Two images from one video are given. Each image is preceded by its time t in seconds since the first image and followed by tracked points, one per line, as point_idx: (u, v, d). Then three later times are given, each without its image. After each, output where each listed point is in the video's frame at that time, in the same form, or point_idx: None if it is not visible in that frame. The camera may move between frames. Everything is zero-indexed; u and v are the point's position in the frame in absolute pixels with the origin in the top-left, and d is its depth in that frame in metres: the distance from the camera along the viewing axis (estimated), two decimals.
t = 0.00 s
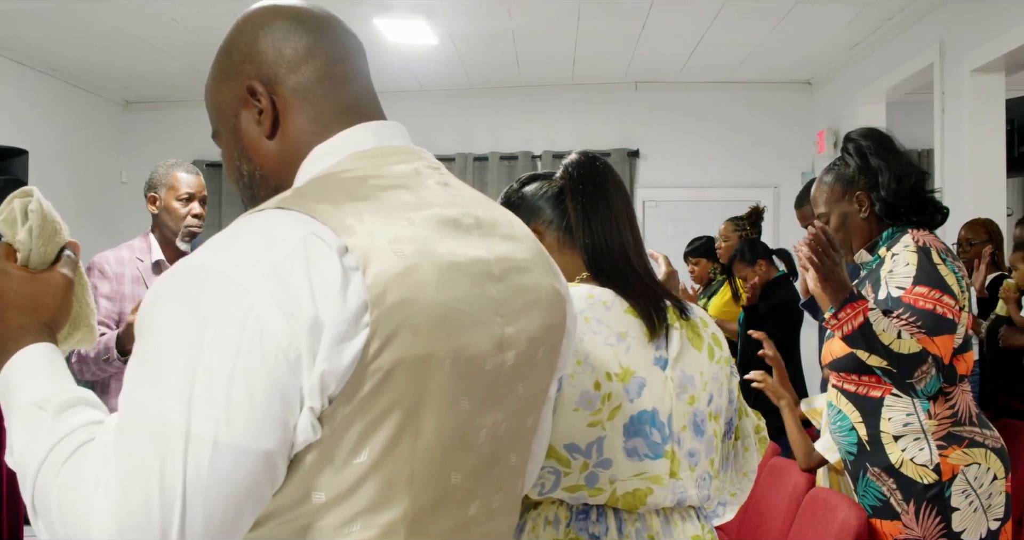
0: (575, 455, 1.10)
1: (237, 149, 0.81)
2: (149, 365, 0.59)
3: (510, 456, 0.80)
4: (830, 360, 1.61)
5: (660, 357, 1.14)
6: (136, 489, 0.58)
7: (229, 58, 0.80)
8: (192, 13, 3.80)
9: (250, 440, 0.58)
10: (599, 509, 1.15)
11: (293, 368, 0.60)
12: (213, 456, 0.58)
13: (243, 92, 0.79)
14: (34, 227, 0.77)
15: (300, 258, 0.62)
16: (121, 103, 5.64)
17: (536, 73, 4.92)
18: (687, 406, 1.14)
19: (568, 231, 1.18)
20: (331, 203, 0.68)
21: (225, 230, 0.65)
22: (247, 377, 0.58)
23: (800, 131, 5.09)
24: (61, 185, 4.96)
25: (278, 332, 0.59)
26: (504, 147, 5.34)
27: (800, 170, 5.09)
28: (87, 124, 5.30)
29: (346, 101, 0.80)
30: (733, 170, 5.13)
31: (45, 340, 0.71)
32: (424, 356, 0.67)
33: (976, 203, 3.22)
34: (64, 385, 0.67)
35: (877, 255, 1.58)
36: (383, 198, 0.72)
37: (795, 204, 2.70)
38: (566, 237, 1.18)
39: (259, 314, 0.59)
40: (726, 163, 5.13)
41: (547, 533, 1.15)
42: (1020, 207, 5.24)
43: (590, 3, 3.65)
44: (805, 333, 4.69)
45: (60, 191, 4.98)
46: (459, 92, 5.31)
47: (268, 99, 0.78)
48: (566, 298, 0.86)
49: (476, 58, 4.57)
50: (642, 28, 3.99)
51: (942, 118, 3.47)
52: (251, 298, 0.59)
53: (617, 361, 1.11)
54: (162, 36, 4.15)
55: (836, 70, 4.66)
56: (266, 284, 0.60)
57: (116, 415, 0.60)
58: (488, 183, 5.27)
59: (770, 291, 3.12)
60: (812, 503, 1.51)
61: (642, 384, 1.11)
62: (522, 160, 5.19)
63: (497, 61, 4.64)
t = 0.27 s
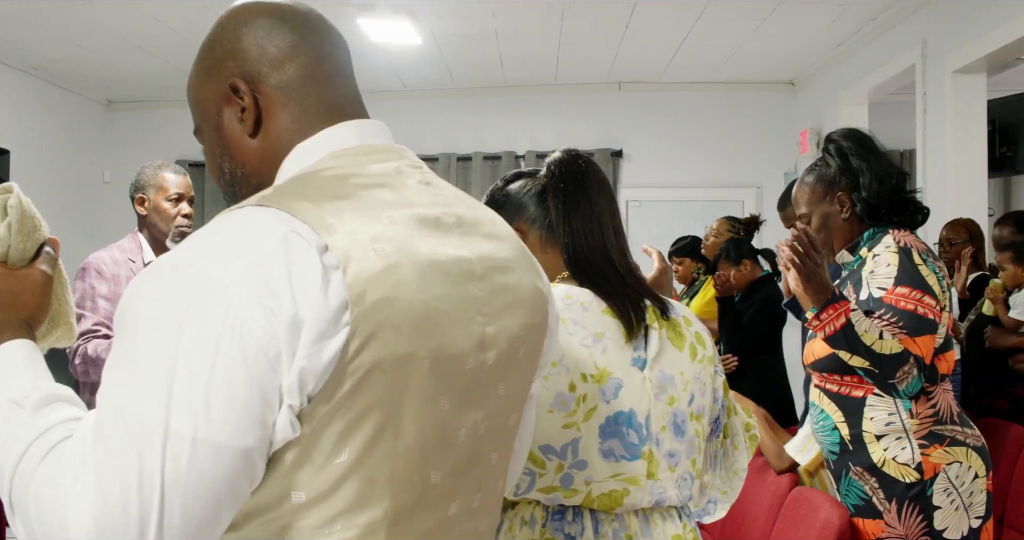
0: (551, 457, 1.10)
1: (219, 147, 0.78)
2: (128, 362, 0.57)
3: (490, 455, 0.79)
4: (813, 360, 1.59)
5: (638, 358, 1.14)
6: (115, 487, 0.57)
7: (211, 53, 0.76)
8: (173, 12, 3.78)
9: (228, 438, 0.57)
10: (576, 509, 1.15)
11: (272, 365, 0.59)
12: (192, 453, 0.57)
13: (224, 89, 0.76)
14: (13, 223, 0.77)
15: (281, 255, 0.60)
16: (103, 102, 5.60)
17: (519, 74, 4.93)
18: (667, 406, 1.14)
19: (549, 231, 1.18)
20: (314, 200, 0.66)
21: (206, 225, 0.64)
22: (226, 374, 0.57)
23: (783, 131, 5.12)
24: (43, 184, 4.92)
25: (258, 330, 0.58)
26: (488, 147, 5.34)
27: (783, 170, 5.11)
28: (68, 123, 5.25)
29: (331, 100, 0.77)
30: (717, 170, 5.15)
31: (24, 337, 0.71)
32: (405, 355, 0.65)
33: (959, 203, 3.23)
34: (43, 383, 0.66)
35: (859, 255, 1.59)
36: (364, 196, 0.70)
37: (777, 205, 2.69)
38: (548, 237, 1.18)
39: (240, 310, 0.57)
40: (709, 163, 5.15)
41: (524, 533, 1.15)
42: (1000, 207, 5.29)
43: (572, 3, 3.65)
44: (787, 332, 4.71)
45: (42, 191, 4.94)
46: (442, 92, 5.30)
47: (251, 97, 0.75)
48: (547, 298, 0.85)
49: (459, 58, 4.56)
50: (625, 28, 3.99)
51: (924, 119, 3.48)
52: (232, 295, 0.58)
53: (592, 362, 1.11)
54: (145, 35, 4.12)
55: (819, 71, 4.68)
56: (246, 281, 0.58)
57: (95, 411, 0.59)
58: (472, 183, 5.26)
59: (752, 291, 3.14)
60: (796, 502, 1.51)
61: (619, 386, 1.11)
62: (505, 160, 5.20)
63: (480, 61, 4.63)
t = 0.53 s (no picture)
0: (534, 457, 1.10)
1: (208, 141, 0.76)
2: (108, 359, 0.57)
3: (473, 457, 0.77)
4: (797, 360, 1.60)
5: (620, 357, 1.14)
6: (88, 481, 0.56)
7: (204, 45, 0.75)
8: (153, 11, 3.75)
9: (205, 436, 0.57)
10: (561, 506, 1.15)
11: (251, 363, 0.58)
12: (169, 450, 0.56)
13: (215, 84, 0.74)
14: None
15: (262, 254, 0.60)
16: (84, 102, 5.55)
17: (502, 74, 4.92)
18: (649, 404, 1.14)
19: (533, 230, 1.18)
20: (296, 200, 0.66)
21: (187, 223, 0.63)
22: (203, 372, 0.56)
23: (766, 131, 5.15)
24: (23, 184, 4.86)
25: (237, 328, 0.57)
26: (471, 147, 5.33)
27: (765, 170, 5.14)
28: (48, 123, 5.19)
29: (321, 98, 0.76)
30: (700, 170, 5.17)
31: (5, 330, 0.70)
32: (384, 356, 0.64)
33: (940, 203, 3.26)
34: (20, 376, 0.65)
35: (842, 255, 1.59)
36: (347, 196, 0.69)
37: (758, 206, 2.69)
38: (530, 236, 1.18)
39: (221, 308, 0.57)
40: (692, 163, 5.17)
41: (511, 530, 1.15)
42: (981, 207, 5.33)
43: (554, 3, 3.66)
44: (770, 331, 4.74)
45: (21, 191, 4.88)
46: (426, 92, 5.29)
47: (241, 93, 0.73)
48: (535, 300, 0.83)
49: (442, 57, 4.56)
50: (608, 28, 4.00)
51: (906, 119, 3.50)
52: (210, 294, 0.57)
53: (574, 363, 1.11)
54: (126, 34, 4.09)
55: (800, 71, 4.71)
56: (227, 278, 0.58)
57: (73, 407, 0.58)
58: (455, 183, 5.26)
59: (735, 290, 3.15)
60: (778, 501, 1.52)
61: (600, 386, 1.11)
62: (488, 160, 5.20)
63: (463, 61, 4.62)
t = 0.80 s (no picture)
0: (531, 453, 1.10)
1: (202, 135, 0.76)
2: (96, 357, 0.56)
3: (462, 459, 0.76)
4: (785, 360, 1.60)
5: (614, 356, 1.14)
6: (73, 480, 0.56)
7: (204, 38, 0.75)
8: (138, 10, 3.73)
9: (191, 435, 0.56)
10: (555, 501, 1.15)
11: (236, 363, 0.58)
12: (154, 448, 0.56)
13: (211, 77, 0.74)
14: None
15: (249, 253, 0.60)
16: (69, 101, 5.50)
17: (489, 73, 4.92)
18: (640, 402, 1.15)
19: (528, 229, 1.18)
20: (286, 199, 0.65)
21: (176, 221, 0.62)
22: (189, 372, 0.56)
23: (752, 131, 5.18)
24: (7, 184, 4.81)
25: (223, 327, 0.57)
26: (458, 146, 5.33)
27: (751, 170, 5.17)
28: (33, 122, 5.15)
29: (317, 97, 0.75)
30: (687, 170, 5.19)
31: None
32: (373, 357, 0.64)
33: (925, 203, 3.28)
34: (8, 373, 0.65)
35: (829, 255, 1.60)
36: (336, 197, 0.68)
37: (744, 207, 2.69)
38: (525, 235, 1.17)
39: (205, 307, 0.57)
40: (679, 163, 5.19)
41: (504, 524, 1.14)
42: (965, 206, 5.37)
43: (540, 3, 3.67)
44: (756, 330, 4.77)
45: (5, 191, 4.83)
46: (413, 92, 5.29)
47: (236, 88, 0.73)
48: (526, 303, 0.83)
49: (428, 57, 4.55)
50: (594, 28, 4.01)
51: (892, 119, 3.52)
52: (197, 293, 0.57)
53: (571, 361, 1.11)
54: (111, 34, 4.06)
55: (786, 72, 4.74)
56: (214, 277, 0.58)
57: (58, 403, 0.58)
58: (442, 183, 5.26)
59: (721, 290, 3.16)
60: (764, 500, 1.53)
61: (596, 384, 1.12)
62: (474, 160, 5.20)
63: (449, 60, 4.62)
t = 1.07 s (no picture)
0: (532, 445, 1.10)
1: (197, 130, 0.76)
2: (90, 357, 0.56)
3: (454, 463, 0.76)
4: (774, 358, 1.61)
5: (611, 354, 1.14)
6: (65, 480, 0.55)
7: (203, 32, 0.74)
8: (130, 10, 3.71)
9: (183, 437, 0.56)
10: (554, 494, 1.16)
11: (229, 364, 0.57)
12: (145, 450, 0.56)
13: (208, 72, 0.74)
14: None
15: (242, 254, 0.59)
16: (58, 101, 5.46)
17: (479, 73, 4.92)
18: (636, 399, 1.15)
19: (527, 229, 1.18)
20: (279, 200, 0.65)
21: (170, 221, 0.62)
22: (181, 374, 0.56)
23: (741, 132, 5.20)
24: None
25: (216, 328, 0.56)
26: (448, 147, 5.33)
27: (741, 170, 5.19)
28: (21, 122, 5.10)
29: (315, 95, 0.75)
30: (676, 170, 5.21)
31: None
32: (365, 360, 0.64)
33: (914, 203, 3.30)
34: None
35: (819, 255, 1.61)
36: (328, 198, 0.68)
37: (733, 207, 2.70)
38: (524, 235, 1.17)
39: (197, 309, 0.56)
40: (669, 164, 5.21)
41: (505, 517, 1.14)
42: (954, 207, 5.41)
43: (531, 4, 3.67)
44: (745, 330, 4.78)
45: None
46: (403, 92, 5.28)
47: (233, 83, 0.73)
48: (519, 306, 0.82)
49: (418, 57, 4.55)
50: (585, 29, 4.02)
51: (881, 120, 3.54)
52: (190, 294, 0.56)
53: (571, 357, 1.11)
54: (100, 33, 4.04)
55: (776, 72, 4.76)
56: (208, 278, 0.57)
57: (49, 403, 0.57)
58: (432, 183, 5.25)
59: (710, 290, 3.17)
60: (754, 500, 1.53)
61: (595, 380, 1.12)
62: (464, 160, 5.20)
63: (439, 60, 4.61)
